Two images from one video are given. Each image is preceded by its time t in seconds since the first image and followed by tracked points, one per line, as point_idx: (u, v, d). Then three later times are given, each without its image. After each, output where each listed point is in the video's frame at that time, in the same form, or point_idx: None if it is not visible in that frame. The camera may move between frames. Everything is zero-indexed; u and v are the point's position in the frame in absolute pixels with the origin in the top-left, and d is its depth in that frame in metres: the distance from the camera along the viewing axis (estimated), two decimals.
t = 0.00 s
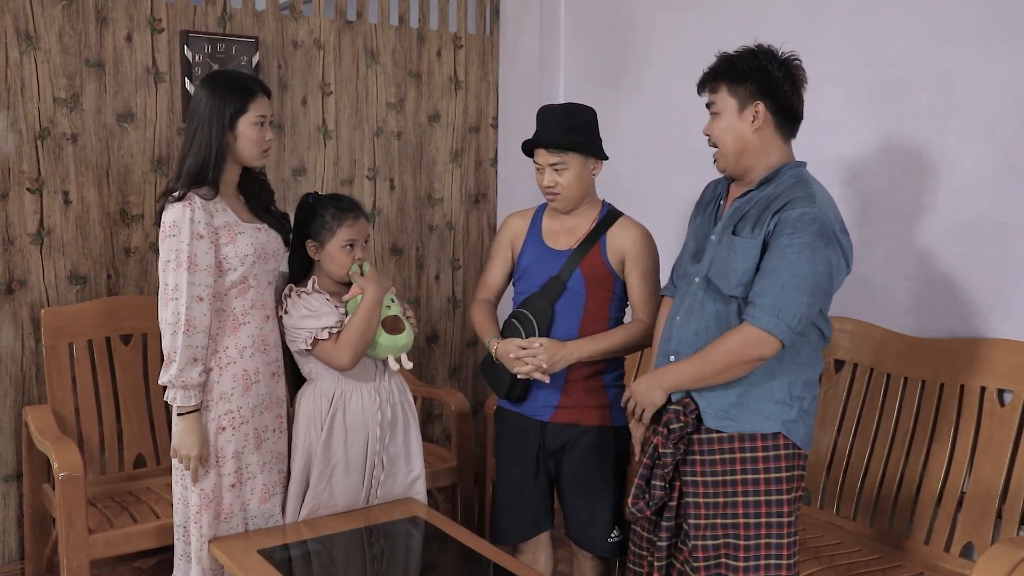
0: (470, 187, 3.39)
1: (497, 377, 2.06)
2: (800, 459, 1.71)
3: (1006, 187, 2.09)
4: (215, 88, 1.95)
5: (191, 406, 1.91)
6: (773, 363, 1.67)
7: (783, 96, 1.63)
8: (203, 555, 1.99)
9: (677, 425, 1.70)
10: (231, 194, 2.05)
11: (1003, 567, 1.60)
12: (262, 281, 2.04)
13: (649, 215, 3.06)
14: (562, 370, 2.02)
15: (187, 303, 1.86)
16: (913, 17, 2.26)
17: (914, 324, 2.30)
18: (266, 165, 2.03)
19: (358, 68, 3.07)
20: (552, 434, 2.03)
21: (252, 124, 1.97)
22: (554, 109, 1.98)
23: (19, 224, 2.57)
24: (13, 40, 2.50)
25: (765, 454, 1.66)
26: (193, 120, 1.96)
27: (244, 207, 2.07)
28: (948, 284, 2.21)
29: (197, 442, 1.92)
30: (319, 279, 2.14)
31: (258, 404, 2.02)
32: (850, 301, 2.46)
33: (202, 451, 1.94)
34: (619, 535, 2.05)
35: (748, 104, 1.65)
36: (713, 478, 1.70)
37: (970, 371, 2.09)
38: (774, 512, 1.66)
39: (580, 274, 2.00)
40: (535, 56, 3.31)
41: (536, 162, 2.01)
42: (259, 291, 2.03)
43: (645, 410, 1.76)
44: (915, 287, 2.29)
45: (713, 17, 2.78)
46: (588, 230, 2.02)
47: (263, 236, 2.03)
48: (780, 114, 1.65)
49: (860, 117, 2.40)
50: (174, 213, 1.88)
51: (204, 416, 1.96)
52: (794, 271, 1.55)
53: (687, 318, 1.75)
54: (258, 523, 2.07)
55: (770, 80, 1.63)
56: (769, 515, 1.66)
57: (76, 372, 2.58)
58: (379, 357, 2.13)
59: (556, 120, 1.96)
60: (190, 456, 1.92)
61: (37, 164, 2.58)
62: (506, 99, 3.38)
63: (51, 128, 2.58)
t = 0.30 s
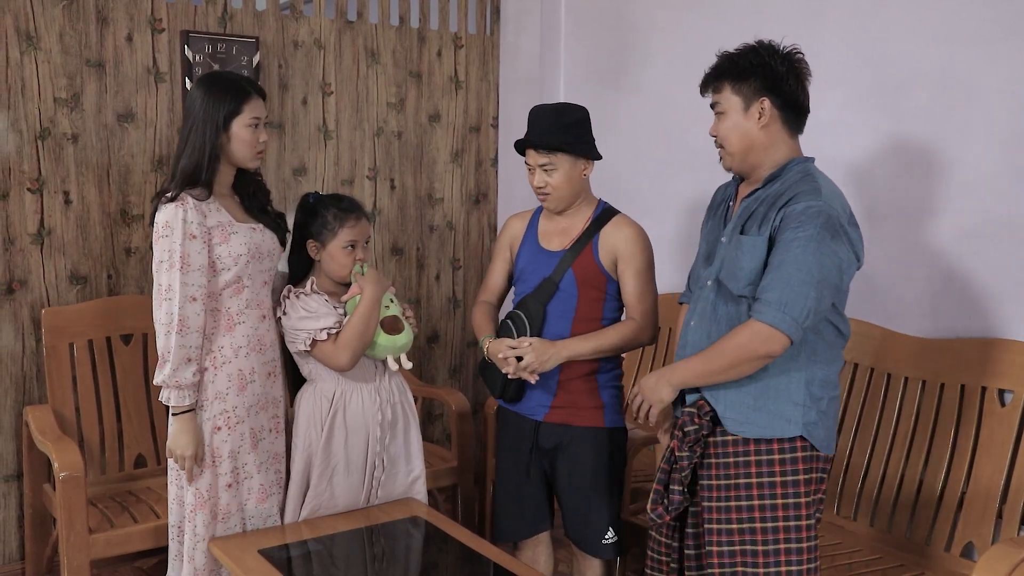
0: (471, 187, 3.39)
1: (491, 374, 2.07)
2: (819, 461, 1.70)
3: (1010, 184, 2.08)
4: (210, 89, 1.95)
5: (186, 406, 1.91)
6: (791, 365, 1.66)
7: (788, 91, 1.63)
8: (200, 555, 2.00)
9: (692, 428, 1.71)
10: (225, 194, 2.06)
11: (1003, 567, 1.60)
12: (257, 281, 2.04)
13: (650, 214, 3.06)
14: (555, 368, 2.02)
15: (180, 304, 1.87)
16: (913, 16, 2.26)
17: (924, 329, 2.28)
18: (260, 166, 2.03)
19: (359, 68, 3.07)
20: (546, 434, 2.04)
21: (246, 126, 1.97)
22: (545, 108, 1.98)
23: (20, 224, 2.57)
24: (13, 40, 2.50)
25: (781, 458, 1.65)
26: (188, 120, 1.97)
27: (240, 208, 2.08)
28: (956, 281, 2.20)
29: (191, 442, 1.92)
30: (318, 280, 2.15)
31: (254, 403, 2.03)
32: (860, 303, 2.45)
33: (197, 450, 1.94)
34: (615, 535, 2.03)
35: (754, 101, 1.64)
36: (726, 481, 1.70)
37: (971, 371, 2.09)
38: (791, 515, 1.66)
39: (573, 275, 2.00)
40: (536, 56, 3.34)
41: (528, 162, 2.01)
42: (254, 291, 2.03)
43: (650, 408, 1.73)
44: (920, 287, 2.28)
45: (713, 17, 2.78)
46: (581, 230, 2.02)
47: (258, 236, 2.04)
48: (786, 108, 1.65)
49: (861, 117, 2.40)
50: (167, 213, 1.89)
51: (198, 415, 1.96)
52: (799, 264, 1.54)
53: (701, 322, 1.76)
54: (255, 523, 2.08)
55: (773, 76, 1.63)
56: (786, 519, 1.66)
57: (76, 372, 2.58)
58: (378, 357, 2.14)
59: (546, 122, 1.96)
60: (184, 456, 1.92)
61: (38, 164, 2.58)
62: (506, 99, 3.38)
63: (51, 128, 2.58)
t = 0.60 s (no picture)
0: (471, 187, 3.39)
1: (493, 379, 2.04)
2: (798, 460, 1.69)
3: (1006, 185, 2.09)
4: (205, 89, 1.96)
5: (179, 405, 1.92)
6: (765, 363, 1.66)
7: (776, 99, 1.63)
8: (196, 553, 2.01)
9: (675, 423, 1.73)
10: (220, 194, 2.07)
11: (1004, 567, 1.60)
12: (251, 281, 2.05)
13: (650, 214, 3.06)
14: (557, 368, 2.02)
15: (172, 303, 1.88)
16: (913, 16, 2.26)
17: (911, 327, 2.31)
18: (254, 167, 2.04)
19: (359, 68, 3.07)
20: (552, 434, 2.03)
21: (240, 127, 1.98)
22: (546, 105, 1.99)
23: (20, 225, 2.57)
24: (13, 40, 2.50)
25: (760, 454, 1.65)
26: (182, 121, 1.98)
27: (235, 208, 2.09)
28: (948, 284, 2.22)
29: (184, 441, 1.93)
30: (317, 282, 2.15)
31: (247, 403, 2.03)
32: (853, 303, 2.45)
33: (190, 450, 1.95)
34: (618, 529, 2.06)
35: (742, 108, 1.65)
36: (707, 477, 1.70)
37: (971, 372, 2.09)
38: (768, 511, 1.66)
39: (570, 275, 2.00)
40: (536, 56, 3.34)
41: (551, 155, 1.97)
42: (248, 290, 2.04)
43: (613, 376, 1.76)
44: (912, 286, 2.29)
45: (713, 17, 2.79)
46: (571, 230, 2.02)
47: (252, 235, 2.05)
48: (775, 116, 1.65)
49: (863, 117, 2.39)
50: (160, 213, 1.90)
51: (193, 414, 1.97)
52: (765, 264, 1.54)
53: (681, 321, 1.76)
54: (251, 523, 2.08)
55: (762, 84, 1.63)
56: (764, 515, 1.66)
57: (76, 372, 2.58)
58: (379, 358, 2.13)
59: (567, 113, 1.97)
60: (178, 455, 1.93)
61: (38, 164, 2.58)
62: (506, 99, 3.38)
63: (51, 128, 2.58)
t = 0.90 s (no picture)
0: (471, 187, 3.39)
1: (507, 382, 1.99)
2: (783, 447, 1.69)
3: (1004, 183, 2.09)
4: (199, 89, 1.97)
5: (169, 403, 1.94)
6: (750, 351, 1.66)
7: (768, 92, 1.63)
8: (184, 550, 2.02)
9: (660, 413, 1.71)
10: (213, 194, 2.07)
11: (1004, 568, 1.60)
12: (243, 280, 2.06)
13: (650, 214, 3.06)
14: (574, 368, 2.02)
15: (163, 302, 1.89)
16: (913, 16, 2.26)
17: (906, 324, 2.31)
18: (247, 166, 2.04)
19: (360, 68, 3.07)
20: (569, 436, 2.02)
21: (233, 127, 1.98)
22: (554, 105, 2.00)
23: (21, 225, 2.57)
24: (13, 40, 2.50)
25: (745, 441, 1.65)
26: (176, 121, 1.98)
27: (231, 208, 2.10)
28: (941, 281, 2.22)
29: (174, 439, 1.94)
30: (315, 282, 2.14)
31: (239, 403, 2.04)
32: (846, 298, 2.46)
33: (179, 448, 1.96)
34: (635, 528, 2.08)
35: (733, 101, 1.65)
36: (693, 465, 1.69)
37: (973, 371, 2.09)
38: (755, 498, 1.66)
39: (583, 274, 2.00)
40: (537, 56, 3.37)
41: (564, 152, 1.97)
42: (240, 289, 2.05)
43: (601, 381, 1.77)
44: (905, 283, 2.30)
45: (713, 17, 2.79)
46: (580, 230, 2.03)
47: (245, 235, 2.06)
48: (767, 109, 1.65)
49: (862, 117, 2.39)
50: (151, 212, 1.91)
51: (183, 413, 1.99)
52: (763, 259, 1.53)
53: (667, 309, 1.75)
54: (241, 524, 2.08)
55: (754, 76, 1.63)
56: (750, 502, 1.66)
57: (77, 373, 2.58)
58: (377, 357, 2.14)
59: (580, 113, 1.98)
60: (167, 453, 1.94)
61: (38, 164, 2.58)
62: (507, 99, 3.38)
63: (51, 128, 2.58)
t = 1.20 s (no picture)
0: (471, 187, 3.39)
1: (519, 387, 1.98)
2: (787, 456, 1.68)
3: (1008, 184, 2.09)
4: (193, 89, 1.97)
5: (161, 401, 1.95)
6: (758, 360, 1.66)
7: (766, 95, 1.63)
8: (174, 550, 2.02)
9: (664, 421, 1.69)
10: (209, 194, 2.08)
11: (1004, 568, 1.60)
12: (237, 279, 2.06)
13: (651, 215, 3.06)
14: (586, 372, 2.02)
15: (155, 300, 1.89)
16: (913, 17, 2.26)
17: (910, 326, 2.31)
18: (242, 166, 2.04)
19: (360, 68, 3.07)
20: (580, 441, 2.02)
21: (227, 127, 1.98)
22: (562, 105, 2.00)
23: (21, 225, 2.58)
24: (14, 40, 2.50)
25: (750, 450, 1.65)
26: (170, 120, 1.99)
27: (227, 208, 2.10)
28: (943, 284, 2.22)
29: (165, 437, 1.95)
30: (313, 281, 2.14)
31: (232, 402, 2.04)
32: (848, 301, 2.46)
33: (171, 446, 1.97)
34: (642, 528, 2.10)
35: (734, 108, 1.64)
36: (699, 474, 1.69)
37: (973, 372, 2.09)
38: (758, 507, 1.64)
39: (594, 276, 2.00)
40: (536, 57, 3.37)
41: (575, 151, 1.97)
42: (234, 288, 2.05)
43: (634, 412, 1.74)
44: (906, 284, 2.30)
45: (713, 18, 2.79)
46: (590, 231, 2.03)
47: (240, 234, 2.06)
48: (765, 113, 1.65)
49: (864, 118, 2.39)
50: (145, 211, 1.92)
51: (175, 411, 2.00)
52: (780, 271, 1.53)
53: (672, 317, 1.74)
54: (232, 524, 2.07)
55: (750, 82, 1.63)
56: (753, 511, 1.64)
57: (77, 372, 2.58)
58: (377, 357, 2.14)
59: (588, 112, 1.99)
60: (158, 451, 1.95)
61: (39, 164, 2.58)
62: (507, 99, 3.38)
63: (52, 128, 2.59)
